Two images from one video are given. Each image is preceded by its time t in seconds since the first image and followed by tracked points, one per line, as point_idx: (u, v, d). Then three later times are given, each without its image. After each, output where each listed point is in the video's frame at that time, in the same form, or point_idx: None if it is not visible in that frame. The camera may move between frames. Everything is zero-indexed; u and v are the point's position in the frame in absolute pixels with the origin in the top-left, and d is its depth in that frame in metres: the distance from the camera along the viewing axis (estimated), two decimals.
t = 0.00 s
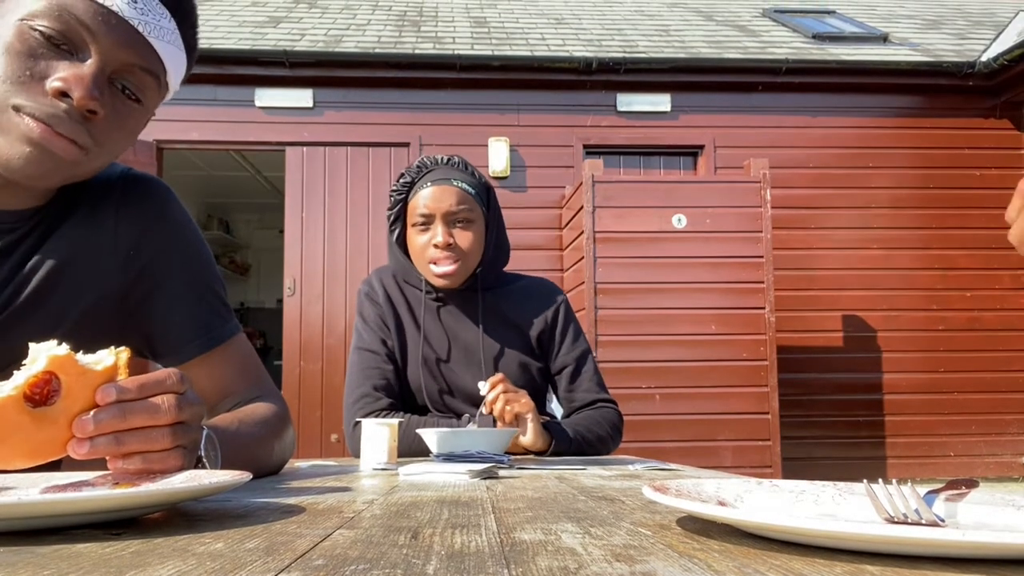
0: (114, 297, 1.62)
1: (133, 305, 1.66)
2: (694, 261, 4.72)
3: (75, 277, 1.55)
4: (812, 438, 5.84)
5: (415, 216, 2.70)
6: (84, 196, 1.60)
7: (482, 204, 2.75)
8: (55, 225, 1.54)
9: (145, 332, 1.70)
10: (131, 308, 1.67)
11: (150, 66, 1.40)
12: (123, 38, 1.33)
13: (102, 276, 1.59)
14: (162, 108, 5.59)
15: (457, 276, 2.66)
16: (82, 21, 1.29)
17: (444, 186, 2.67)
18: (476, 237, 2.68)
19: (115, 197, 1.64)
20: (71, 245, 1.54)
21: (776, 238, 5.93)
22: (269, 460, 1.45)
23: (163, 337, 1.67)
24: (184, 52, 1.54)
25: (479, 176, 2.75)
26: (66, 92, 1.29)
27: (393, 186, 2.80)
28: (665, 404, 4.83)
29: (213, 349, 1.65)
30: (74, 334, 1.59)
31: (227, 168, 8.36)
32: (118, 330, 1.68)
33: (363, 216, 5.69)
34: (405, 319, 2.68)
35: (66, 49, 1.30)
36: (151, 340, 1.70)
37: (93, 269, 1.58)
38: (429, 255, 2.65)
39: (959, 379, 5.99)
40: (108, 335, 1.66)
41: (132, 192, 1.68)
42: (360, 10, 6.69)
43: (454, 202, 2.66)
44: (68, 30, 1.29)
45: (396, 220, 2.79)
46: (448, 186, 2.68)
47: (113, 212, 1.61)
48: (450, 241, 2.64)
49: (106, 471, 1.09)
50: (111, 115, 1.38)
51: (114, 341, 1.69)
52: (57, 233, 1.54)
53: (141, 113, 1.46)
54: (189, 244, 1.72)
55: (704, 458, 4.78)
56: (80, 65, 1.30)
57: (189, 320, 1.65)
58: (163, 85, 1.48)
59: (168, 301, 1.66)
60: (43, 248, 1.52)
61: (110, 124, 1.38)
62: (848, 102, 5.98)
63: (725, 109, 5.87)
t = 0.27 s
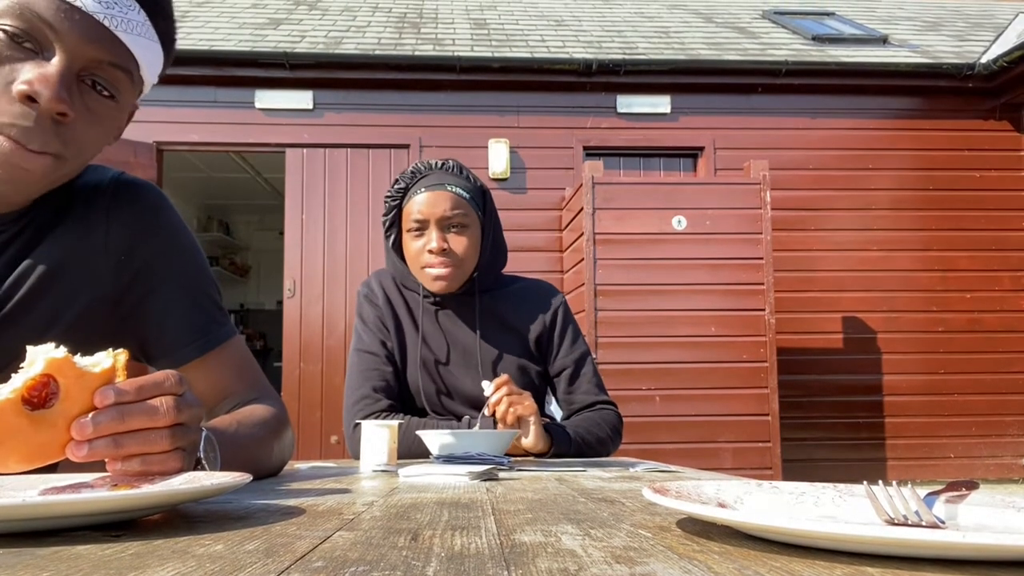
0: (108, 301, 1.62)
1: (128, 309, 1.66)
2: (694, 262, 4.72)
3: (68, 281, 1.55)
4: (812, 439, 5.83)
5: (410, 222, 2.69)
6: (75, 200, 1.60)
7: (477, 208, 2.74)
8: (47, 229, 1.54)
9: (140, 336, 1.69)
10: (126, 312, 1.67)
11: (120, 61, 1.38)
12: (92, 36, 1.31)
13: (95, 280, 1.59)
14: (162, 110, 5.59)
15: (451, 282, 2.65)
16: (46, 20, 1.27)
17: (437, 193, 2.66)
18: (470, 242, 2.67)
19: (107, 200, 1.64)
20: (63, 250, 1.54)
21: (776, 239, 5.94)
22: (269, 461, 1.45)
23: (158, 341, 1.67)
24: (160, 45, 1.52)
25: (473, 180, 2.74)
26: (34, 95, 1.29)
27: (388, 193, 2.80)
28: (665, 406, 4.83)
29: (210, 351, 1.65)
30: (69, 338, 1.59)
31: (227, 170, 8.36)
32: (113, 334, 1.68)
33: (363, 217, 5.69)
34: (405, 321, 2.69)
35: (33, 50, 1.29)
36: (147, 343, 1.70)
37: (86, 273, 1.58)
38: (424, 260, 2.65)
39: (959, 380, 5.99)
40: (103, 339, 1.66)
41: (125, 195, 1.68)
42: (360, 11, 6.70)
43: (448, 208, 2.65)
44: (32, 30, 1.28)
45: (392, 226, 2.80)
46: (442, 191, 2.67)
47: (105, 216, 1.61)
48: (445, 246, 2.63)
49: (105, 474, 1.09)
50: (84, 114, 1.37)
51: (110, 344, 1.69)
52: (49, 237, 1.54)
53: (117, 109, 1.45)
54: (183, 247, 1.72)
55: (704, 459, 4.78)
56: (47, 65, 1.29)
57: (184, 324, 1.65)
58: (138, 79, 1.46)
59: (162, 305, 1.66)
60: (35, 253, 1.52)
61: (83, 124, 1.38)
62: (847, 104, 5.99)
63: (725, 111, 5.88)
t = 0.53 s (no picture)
0: (106, 301, 1.62)
1: (127, 309, 1.66)
2: (694, 264, 4.72)
3: (66, 281, 1.55)
4: (812, 441, 5.83)
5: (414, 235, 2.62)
6: (74, 200, 1.61)
7: (482, 216, 2.68)
8: (45, 229, 1.54)
9: (139, 337, 1.69)
10: (125, 313, 1.66)
11: (113, 55, 1.38)
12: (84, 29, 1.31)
13: (94, 280, 1.59)
14: (163, 111, 5.59)
15: (459, 294, 2.63)
16: (38, 14, 1.26)
17: (442, 206, 2.59)
18: (476, 255, 2.62)
19: (106, 201, 1.64)
20: (61, 249, 1.54)
21: (776, 240, 5.94)
22: (270, 462, 1.46)
23: (157, 342, 1.66)
24: (152, 39, 1.53)
25: (477, 190, 2.67)
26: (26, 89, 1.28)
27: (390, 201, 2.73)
28: (665, 407, 4.83)
29: (209, 353, 1.65)
30: (68, 339, 1.59)
31: (227, 171, 8.37)
32: (112, 335, 1.68)
33: (363, 219, 5.69)
34: (405, 322, 2.69)
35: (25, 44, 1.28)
36: (146, 344, 1.69)
37: (85, 273, 1.58)
38: (430, 275, 2.60)
39: (959, 381, 5.99)
40: (102, 340, 1.66)
41: (124, 195, 1.68)
42: (361, 13, 6.70)
43: (453, 222, 2.58)
44: (24, 24, 1.27)
45: (394, 237, 2.72)
46: (446, 203, 2.60)
47: (103, 216, 1.61)
48: (451, 261, 2.58)
49: (105, 474, 1.09)
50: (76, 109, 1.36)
51: (109, 346, 1.69)
52: (48, 236, 1.54)
53: (110, 105, 1.44)
54: (183, 248, 1.71)
55: (704, 460, 4.78)
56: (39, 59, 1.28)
57: (182, 325, 1.65)
58: (131, 75, 1.46)
59: (161, 305, 1.65)
60: (33, 253, 1.52)
61: (74, 118, 1.37)
62: (847, 105, 5.99)
63: (725, 112, 5.88)
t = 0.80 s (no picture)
0: (106, 301, 1.62)
1: (127, 310, 1.66)
2: (693, 264, 4.73)
3: (67, 281, 1.55)
4: (812, 441, 5.83)
5: (411, 244, 2.61)
6: (74, 200, 1.61)
7: (480, 221, 2.67)
8: (45, 229, 1.55)
9: (139, 338, 1.68)
10: (125, 313, 1.66)
11: (109, 48, 1.38)
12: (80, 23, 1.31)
13: (93, 280, 1.59)
14: (163, 112, 5.59)
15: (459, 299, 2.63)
16: (33, 8, 1.26)
17: (441, 216, 2.56)
18: (474, 260, 2.61)
19: (106, 201, 1.64)
20: (60, 249, 1.54)
21: (776, 241, 5.94)
22: (270, 463, 1.45)
23: (157, 342, 1.66)
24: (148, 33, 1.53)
25: (474, 197, 2.64)
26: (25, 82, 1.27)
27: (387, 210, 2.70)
28: (665, 408, 4.82)
29: (209, 353, 1.64)
30: (68, 339, 1.59)
31: (227, 172, 8.37)
32: (113, 336, 1.67)
33: (362, 220, 5.70)
34: (406, 323, 2.69)
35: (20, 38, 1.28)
36: (146, 345, 1.69)
37: (85, 274, 1.58)
38: (429, 283, 2.59)
39: (959, 382, 5.99)
40: (103, 340, 1.66)
41: (124, 196, 1.68)
42: (360, 14, 6.71)
43: (450, 230, 2.56)
44: (21, 20, 1.27)
45: (393, 245, 2.70)
46: (444, 212, 2.57)
47: (103, 216, 1.62)
48: (451, 268, 2.56)
49: (105, 475, 1.08)
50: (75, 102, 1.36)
51: (110, 346, 1.69)
52: (47, 235, 1.54)
53: (109, 99, 1.44)
54: (183, 248, 1.71)
55: (703, 461, 4.78)
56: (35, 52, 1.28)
57: (182, 325, 1.64)
58: (129, 68, 1.47)
59: (160, 306, 1.65)
60: (33, 253, 1.52)
61: (73, 112, 1.37)
62: (847, 106, 5.99)
63: (725, 113, 5.88)
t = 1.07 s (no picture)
0: (107, 301, 1.62)
1: (127, 310, 1.66)
2: (693, 265, 4.73)
3: (68, 281, 1.55)
4: (812, 442, 5.83)
5: (408, 243, 2.63)
6: (76, 200, 1.61)
7: (475, 218, 2.69)
8: (46, 228, 1.54)
9: (140, 339, 1.69)
10: (126, 314, 1.66)
11: (102, 33, 1.38)
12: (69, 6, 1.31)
13: (95, 281, 1.59)
14: (163, 112, 5.59)
15: (457, 295, 2.63)
16: None
17: (435, 213, 2.58)
18: (469, 257, 2.62)
19: (108, 201, 1.64)
20: (61, 249, 1.54)
21: (776, 241, 5.94)
22: (269, 463, 1.45)
23: (157, 343, 1.66)
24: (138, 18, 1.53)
25: (469, 193, 2.67)
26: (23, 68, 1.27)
27: (382, 211, 2.72)
28: (665, 408, 4.82)
29: (209, 354, 1.64)
30: (69, 339, 1.58)
31: (227, 172, 8.37)
32: (112, 337, 1.67)
33: (363, 220, 5.70)
34: (405, 324, 2.69)
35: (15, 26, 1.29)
36: (147, 346, 1.69)
37: (86, 273, 1.58)
38: (426, 280, 2.60)
39: (959, 382, 5.99)
40: (103, 340, 1.66)
41: (125, 196, 1.68)
42: (360, 14, 6.71)
43: (445, 227, 2.58)
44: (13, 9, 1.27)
45: (389, 245, 2.73)
46: (438, 209, 2.59)
47: (105, 216, 1.61)
48: (446, 266, 2.57)
49: (105, 476, 1.08)
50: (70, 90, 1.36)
51: (109, 347, 1.69)
52: (50, 235, 1.54)
53: (103, 87, 1.44)
54: (184, 248, 1.72)
55: (703, 461, 4.78)
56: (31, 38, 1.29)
57: (183, 326, 1.65)
58: (121, 53, 1.46)
59: (161, 306, 1.65)
60: (35, 252, 1.52)
61: (70, 101, 1.36)
62: (847, 106, 5.99)
63: (725, 113, 5.88)
